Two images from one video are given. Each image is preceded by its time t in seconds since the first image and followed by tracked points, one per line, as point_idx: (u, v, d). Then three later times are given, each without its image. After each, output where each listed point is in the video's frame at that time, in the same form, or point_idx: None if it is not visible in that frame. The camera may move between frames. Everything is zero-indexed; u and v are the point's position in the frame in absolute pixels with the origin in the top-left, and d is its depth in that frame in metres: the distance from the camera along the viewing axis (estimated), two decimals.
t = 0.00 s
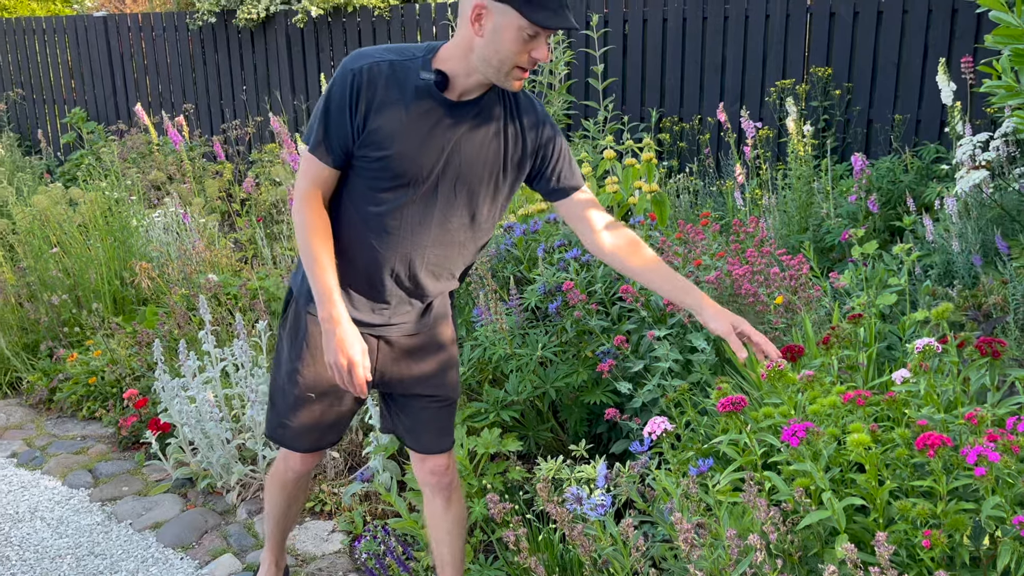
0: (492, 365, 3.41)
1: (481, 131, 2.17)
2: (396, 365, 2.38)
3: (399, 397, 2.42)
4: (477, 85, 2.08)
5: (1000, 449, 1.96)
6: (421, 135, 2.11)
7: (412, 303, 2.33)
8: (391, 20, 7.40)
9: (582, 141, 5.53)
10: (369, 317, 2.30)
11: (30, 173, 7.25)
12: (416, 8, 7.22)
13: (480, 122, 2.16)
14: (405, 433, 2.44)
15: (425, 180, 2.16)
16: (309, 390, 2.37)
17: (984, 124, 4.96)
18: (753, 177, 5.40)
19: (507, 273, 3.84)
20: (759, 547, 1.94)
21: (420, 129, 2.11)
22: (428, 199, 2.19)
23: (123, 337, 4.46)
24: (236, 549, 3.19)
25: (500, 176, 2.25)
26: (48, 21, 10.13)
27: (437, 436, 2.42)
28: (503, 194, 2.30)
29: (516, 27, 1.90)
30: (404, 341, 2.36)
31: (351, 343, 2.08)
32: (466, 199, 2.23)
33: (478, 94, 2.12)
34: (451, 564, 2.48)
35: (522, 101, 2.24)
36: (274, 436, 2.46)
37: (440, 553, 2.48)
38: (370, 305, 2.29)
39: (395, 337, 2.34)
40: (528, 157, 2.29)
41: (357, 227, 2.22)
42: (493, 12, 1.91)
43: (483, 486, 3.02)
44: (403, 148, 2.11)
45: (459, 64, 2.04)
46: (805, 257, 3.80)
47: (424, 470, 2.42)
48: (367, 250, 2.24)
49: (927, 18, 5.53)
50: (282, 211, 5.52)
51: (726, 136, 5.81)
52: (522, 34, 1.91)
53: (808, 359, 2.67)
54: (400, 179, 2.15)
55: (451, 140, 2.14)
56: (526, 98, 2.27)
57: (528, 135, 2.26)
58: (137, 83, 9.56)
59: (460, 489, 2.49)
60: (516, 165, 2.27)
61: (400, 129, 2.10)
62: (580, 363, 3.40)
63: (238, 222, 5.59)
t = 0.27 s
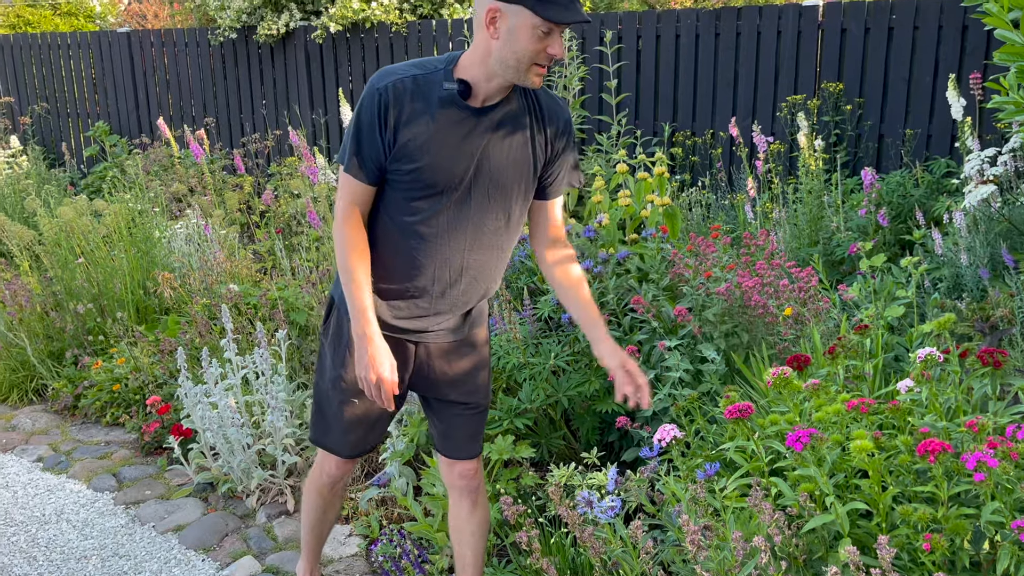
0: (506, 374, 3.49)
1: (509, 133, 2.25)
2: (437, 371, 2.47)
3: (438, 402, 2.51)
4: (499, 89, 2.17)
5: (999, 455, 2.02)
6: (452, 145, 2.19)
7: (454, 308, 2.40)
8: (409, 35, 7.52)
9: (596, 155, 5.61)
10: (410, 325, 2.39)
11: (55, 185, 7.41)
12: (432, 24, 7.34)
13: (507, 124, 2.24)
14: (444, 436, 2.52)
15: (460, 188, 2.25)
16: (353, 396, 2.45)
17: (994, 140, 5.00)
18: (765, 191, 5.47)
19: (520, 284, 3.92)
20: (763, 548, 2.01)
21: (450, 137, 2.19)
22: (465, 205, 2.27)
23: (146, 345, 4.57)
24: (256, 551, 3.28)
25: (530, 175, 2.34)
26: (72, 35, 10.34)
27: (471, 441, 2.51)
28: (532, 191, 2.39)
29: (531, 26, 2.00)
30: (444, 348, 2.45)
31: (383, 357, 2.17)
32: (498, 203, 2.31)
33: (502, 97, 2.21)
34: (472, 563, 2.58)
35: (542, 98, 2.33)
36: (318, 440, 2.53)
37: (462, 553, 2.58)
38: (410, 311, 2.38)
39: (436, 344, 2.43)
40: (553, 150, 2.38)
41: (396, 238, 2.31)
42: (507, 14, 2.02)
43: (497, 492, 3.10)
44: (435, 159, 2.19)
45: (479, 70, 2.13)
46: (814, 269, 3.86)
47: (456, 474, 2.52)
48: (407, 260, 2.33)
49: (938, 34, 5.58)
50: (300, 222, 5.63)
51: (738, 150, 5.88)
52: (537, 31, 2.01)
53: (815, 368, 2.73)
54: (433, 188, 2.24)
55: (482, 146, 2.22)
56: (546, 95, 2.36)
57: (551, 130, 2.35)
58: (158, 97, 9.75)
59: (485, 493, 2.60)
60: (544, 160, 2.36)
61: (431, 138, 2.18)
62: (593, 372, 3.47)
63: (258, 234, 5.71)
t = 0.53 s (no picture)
0: (517, 384, 3.57)
1: (499, 136, 2.35)
2: (450, 378, 2.54)
3: (450, 411, 2.56)
4: (483, 93, 2.27)
5: (995, 465, 2.09)
6: (445, 153, 2.30)
7: (462, 310, 2.49)
8: (422, 51, 7.65)
9: (606, 170, 5.70)
10: (420, 330, 2.48)
11: (75, 198, 7.56)
12: (445, 40, 7.45)
13: (495, 127, 2.34)
14: (456, 445, 2.57)
15: (457, 193, 2.35)
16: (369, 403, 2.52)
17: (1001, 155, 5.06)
18: (772, 206, 5.53)
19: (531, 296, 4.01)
20: (764, 552, 2.07)
21: (440, 145, 2.29)
22: (464, 209, 2.37)
23: (164, 354, 4.67)
24: (272, 556, 3.36)
25: (525, 174, 2.44)
26: (92, 51, 10.54)
27: (483, 448, 2.57)
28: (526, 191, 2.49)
29: (505, 27, 2.13)
30: (455, 355, 2.53)
31: (361, 371, 2.41)
32: (494, 206, 2.41)
33: (486, 102, 2.31)
34: (481, 566, 2.64)
35: (525, 100, 2.44)
36: (334, 448, 2.58)
37: (472, 557, 2.65)
38: (417, 316, 2.47)
39: (446, 351, 2.51)
40: (543, 148, 2.48)
41: (399, 248, 2.42)
42: (482, 20, 2.14)
43: (507, 499, 3.16)
44: (427, 168, 2.29)
45: (461, 78, 2.24)
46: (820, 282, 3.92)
47: (467, 481, 2.57)
48: (411, 267, 2.43)
49: (945, 50, 5.65)
50: (315, 235, 5.73)
51: (747, 165, 5.96)
52: (512, 33, 2.13)
53: (818, 379, 2.80)
54: (429, 196, 2.34)
55: (473, 151, 2.32)
56: (528, 97, 2.47)
57: (538, 130, 2.45)
58: (175, 111, 9.91)
59: (494, 498, 2.66)
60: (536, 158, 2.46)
61: (422, 148, 2.28)
62: (601, 383, 3.55)
63: (273, 246, 5.81)
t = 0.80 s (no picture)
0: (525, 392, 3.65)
1: (454, 147, 2.46)
2: (432, 388, 2.59)
3: (436, 419, 2.61)
4: (437, 108, 2.38)
5: (990, 472, 2.15)
6: (406, 166, 2.39)
7: (437, 318, 2.55)
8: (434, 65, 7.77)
9: (614, 182, 5.78)
10: (398, 342, 2.52)
11: (94, 208, 7.70)
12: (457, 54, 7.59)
13: (450, 138, 2.45)
14: (445, 453, 2.62)
15: (421, 205, 2.43)
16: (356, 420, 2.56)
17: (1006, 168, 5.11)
18: (779, 218, 5.60)
19: (539, 305, 4.09)
20: (764, 555, 2.14)
21: (401, 160, 2.38)
22: (430, 219, 2.45)
23: (180, 362, 4.77)
24: (284, 559, 3.44)
25: (483, 181, 2.55)
26: (110, 64, 10.71)
27: (471, 453, 2.63)
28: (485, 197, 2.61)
29: (455, 46, 2.25)
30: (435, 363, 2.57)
31: (345, 383, 2.40)
32: (458, 215, 2.50)
33: (440, 116, 2.42)
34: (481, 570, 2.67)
35: (474, 112, 2.57)
36: (329, 470, 2.62)
37: (470, 561, 2.68)
38: (393, 327, 2.51)
39: (427, 361, 2.56)
40: (495, 155, 2.60)
41: (368, 263, 2.47)
42: (435, 40, 2.25)
43: (514, 505, 3.24)
44: (390, 182, 2.38)
45: (414, 95, 2.35)
46: (824, 294, 3.98)
47: (459, 487, 2.62)
48: (383, 281, 2.48)
49: (951, 65, 5.72)
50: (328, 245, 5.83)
51: (754, 178, 6.02)
52: (462, 51, 2.25)
53: (819, 387, 2.86)
54: (394, 210, 2.41)
55: (431, 162, 2.42)
56: (477, 110, 2.59)
57: (489, 139, 2.58)
58: (191, 123, 10.07)
59: (485, 502, 2.70)
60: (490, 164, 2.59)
61: (384, 164, 2.37)
62: (608, 392, 3.62)
63: (287, 256, 5.91)
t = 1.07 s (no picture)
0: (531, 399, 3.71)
1: (404, 155, 2.61)
2: (399, 387, 2.72)
3: (405, 419, 2.73)
4: (383, 121, 2.52)
5: (983, 477, 2.19)
6: (360, 176, 2.53)
7: (398, 318, 2.69)
8: (445, 78, 7.89)
9: (621, 193, 5.85)
10: (363, 343, 2.65)
11: (110, 218, 7.83)
12: (467, 67, 7.73)
13: (399, 147, 2.60)
14: (418, 452, 2.74)
15: (376, 213, 2.58)
16: (325, 422, 2.67)
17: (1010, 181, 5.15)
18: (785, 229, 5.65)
19: (546, 314, 4.16)
20: (761, 557, 2.19)
21: (355, 170, 2.52)
22: (387, 224, 2.60)
23: (194, 369, 4.86)
24: (294, 562, 3.51)
25: (433, 185, 2.71)
26: (126, 77, 10.89)
27: (444, 450, 2.76)
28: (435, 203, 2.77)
29: (394, 62, 2.40)
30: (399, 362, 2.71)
31: (301, 395, 2.52)
32: (411, 220, 2.65)
33: (387, 128, 2.57)
34: (472, 570, 2.76)
35: (418, 122, 2.72)
36: (303, 475, 2.70)
37: (462, 562, 2.76)
38: (356, 329, 2.64)
39: (391, 361, 2.69)
40: (443, 161, 2.76)
41: (330, 270, 2.60)
42: (372, 58, 2.41)
43: (519, 509, 3.31)
44: (346, 192, 2.52)
45: (360, 109, 2.50)
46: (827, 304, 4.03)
47: (439, 485, 2.74)
48: (345, 286, 2.61)
49: (955, 78, 5.77)
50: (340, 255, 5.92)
51: (760, 190, 6.08)
52: (400, 66, 2.40)
53: (819, 395, 2.92)
54: (351, 219, 2.55)
55: (384, 170, 2.57)
56: (422, 120, 2.75)
57: (436, 146, 2.74)
58: (206, 135, 10.21)
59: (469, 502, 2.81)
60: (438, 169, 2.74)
61: (338, 175, 2.51)
62: (612, 399, 3.68)
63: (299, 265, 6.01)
